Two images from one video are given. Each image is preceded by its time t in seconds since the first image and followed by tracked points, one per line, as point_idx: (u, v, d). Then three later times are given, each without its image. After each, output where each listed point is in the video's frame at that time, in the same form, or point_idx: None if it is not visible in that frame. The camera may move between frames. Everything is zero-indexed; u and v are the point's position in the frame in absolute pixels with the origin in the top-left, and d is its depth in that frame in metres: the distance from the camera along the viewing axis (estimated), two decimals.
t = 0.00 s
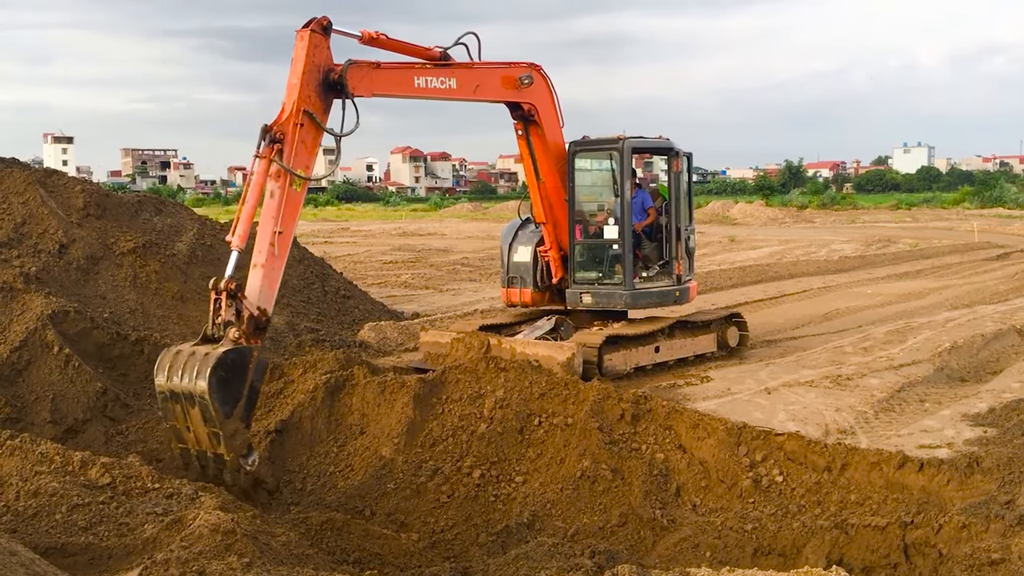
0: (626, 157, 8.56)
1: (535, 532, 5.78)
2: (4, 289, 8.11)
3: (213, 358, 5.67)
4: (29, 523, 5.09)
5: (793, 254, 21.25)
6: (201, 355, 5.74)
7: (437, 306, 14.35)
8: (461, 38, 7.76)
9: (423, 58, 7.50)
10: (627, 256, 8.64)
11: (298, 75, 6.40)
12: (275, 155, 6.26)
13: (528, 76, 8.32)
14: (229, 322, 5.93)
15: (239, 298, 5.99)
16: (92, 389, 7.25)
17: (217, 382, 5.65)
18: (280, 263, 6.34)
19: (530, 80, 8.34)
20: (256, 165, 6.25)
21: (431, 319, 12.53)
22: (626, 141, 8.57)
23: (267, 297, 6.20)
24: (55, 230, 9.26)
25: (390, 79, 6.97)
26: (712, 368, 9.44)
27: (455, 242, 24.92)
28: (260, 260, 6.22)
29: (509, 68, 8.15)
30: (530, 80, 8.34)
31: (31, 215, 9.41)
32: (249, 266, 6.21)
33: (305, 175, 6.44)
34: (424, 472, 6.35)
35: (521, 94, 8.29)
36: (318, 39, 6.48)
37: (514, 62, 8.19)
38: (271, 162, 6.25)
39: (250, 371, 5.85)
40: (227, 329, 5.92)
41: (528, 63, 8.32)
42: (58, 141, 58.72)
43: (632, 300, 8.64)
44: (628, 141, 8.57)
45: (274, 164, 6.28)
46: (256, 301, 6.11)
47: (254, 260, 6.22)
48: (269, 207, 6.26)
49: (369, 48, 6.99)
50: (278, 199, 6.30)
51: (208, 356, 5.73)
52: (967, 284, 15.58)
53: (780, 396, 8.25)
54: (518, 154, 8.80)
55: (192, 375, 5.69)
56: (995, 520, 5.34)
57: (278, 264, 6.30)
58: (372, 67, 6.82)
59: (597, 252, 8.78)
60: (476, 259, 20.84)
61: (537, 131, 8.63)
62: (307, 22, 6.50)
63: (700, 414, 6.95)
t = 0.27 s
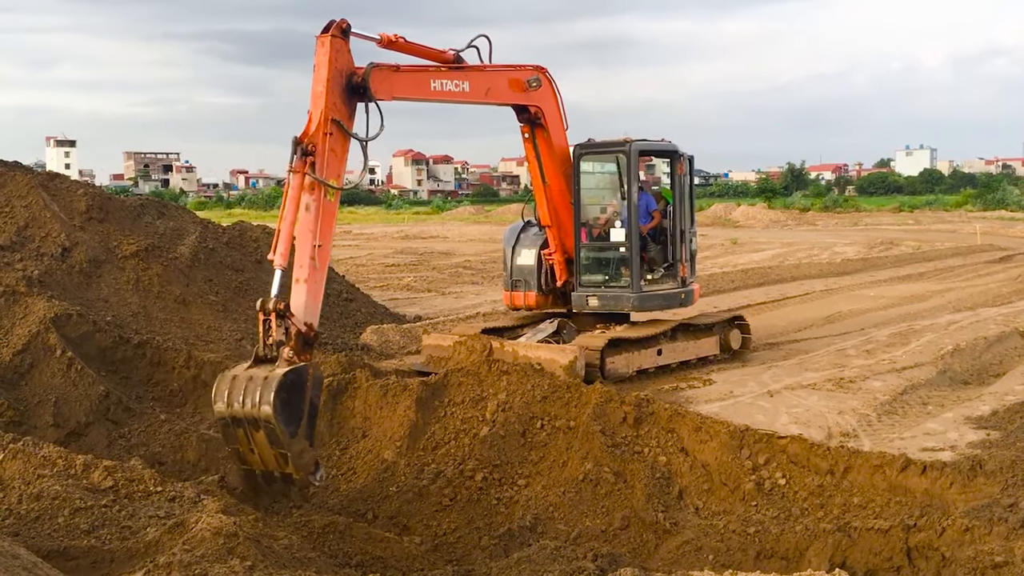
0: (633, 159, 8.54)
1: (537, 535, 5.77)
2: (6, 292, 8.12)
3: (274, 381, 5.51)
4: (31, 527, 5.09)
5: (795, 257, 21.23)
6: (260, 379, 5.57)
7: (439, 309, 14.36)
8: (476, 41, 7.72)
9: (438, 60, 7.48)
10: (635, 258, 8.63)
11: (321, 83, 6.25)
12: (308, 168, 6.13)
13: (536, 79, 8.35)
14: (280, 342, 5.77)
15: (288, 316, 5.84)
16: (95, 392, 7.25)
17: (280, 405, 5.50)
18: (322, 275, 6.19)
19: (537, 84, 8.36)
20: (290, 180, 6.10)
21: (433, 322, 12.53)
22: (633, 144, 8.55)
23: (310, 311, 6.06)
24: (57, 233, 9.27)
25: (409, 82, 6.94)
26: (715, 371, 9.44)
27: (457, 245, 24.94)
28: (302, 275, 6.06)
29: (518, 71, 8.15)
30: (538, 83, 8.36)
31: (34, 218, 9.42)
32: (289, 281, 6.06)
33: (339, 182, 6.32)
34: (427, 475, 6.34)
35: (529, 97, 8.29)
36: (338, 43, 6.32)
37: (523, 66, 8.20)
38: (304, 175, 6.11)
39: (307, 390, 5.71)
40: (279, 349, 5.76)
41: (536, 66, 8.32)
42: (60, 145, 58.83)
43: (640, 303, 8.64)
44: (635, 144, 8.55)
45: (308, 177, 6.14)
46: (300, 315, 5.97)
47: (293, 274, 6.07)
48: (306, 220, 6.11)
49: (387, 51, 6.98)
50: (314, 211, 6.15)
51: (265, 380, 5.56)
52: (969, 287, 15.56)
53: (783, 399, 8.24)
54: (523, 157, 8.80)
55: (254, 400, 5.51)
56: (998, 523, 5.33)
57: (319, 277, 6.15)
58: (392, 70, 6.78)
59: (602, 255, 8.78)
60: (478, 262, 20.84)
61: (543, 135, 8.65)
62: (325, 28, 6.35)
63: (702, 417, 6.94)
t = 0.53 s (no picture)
0: (640, 161, 8.54)
1: (539, 538, 5.75)
2: (8, 295, 8.12)
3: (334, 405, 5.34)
4: (33, 530, 5.09)
5: (796, 260, 21.23)
6: (319, 402, 5.40)
7: (441, 312, 14.36)
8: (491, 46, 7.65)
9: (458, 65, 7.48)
10: (644, 261, 8.64)
11: (356, 94, 6.09)
12: (349, 183, 6.00)
13: (545, 83, 8.35)
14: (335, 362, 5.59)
15: (342, 335, 5.64)
16: (96, 395, 7.26)
17: (339, 428, 5.35)
18: (366, 289, 6.03)
19: (547, 87, 8.36)
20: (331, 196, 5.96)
21: (434, 324, 12.54)
22: (642, 146, 8.57)
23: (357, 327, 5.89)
24: (59, 236, 9.29)
25: (433, 88, 6.91)
26: (717, 373, 9.44)
27: (458, 248, 24.94)
28: (349, 291, 5.89)
29: (528, 75, 8.12)
30: (547, 87, 8.36)
31: (35, 221, 9.44)
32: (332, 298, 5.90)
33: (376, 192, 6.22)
34: (428, 478, 6.34)
35: (539, 101, 8.29)
36: (369, 51, 6.14)
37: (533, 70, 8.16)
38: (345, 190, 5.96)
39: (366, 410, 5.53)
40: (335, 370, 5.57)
41: (545, 70, 8.29)
42: (62, 147, 58.93)
43: (648, 305, 8.70)
44: (642, 147, 8.57)
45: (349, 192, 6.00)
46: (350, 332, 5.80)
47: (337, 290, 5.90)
48: (347, 234, 5.95)
49: (411, 57, 6.97)
50: (356, 225, 5.98)
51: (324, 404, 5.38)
52: (971, 289, 15.55)
53: (785, 402, 8.24)
54: (530, 160, 8.77)
55: (314, 424, 5.37)
56: (1000, 525, 5.33)
57: (365, 291, 5.98)
58: (418, 76, 6.74)
59: (609, 257, 8.78)
60: (479, 265, 20.85)
61: (551, 138, 8.62)
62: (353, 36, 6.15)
63: (704, 419, 6.94)
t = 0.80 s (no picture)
0: (645, 163, 8.62)
1: (539, 539, 5.76)
2: (8, 296, 8.13)
3: (391, 438, 5.20)
4: (33, 531, 5.09)
5: (796, 261, 21.22)
6: (374, 435, 5.25)
7: (441, 313, 14.37)
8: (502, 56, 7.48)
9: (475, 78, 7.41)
10: (648, 262, 8.68)
11: (386, 118, 5.90)
12: (385, 212, 5.81)
13: (551, 88, 8.18)
14: (383, 393, 5.42)
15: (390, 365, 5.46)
16: (96, 396, 7.26)
17: (397, 462, 5.21)
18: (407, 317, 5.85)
19: (552, 93, 8.20)
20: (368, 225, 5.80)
21: (434, 326, 12.54)
22: (647, 149, 8.64)
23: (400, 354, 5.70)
24: (59, 238, 9.29)
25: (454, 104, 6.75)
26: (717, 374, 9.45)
27: (458, 250, 24.95)
28: (389, 319, 5.71)
29: (534, 81, 7.93)
30: (553, 93, 8.19)
31: (35, 223, 9.44)
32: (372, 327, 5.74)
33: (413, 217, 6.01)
34: (428, 480, 6.37)
35: (544, 106, 8.12)
36: (397, 72, 5.96)
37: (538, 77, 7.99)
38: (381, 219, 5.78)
39: (417, 438, 5.40)
40: (385, 401, 5.40)
41: (549, 74, 8.13)
42: (63, 148, 58.97)
43: (653, 307, 8.71)
44: (647, 149, 8.63)
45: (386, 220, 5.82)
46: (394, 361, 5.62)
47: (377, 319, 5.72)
48: (385, 262, 5.76)
49: (434, 73, 6.96)
50: (394, 252, 5.80)
51: (378, 439, 5.24)
52: (971, 291, 15.55)
53: (785, 403, 8.24)
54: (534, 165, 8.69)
55: (371, 459, 5.22)
56: (1000, 527, 5.33)
57: (406, 318, 5.79)
58: (441, 93, 6.60)
59: (613, 259, 8.79)
60: (479, 266, 20.85)
61: (555, 142, 8.52)
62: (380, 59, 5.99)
63: (703, 421, 6.95)
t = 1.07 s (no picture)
0: (649, 164, 8.62)
1: (537, 540, 5.76)
2: (5, 296, 8.12)
3: (430, 461, 5.04)
4: (30, 531, 5.09)
5: (794, 262, 21.23)
6: (410, 458, 5.08)
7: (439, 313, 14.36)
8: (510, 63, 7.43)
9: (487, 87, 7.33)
10: (651, 263, 8.68)
11: (413, 134, 5.63)
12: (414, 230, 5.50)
13: (554, 92, 8.25)
14: (417, 415, 5.24)
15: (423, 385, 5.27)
16: (94, 397, 7.25)
17: (435, 484, 5.07)
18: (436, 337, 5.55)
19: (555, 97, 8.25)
20: (398, 245, 5.47)
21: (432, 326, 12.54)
22: (649, 149, 8.62)
23: (429, 375, 5.42)
24: (56, 238, 9.28)
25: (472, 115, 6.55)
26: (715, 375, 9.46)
27: (457, 250, 24.95)
28: (419, 337, 5.40)
29: (537, 85, 7.95)
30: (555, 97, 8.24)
31: (33, 223, 9.43)
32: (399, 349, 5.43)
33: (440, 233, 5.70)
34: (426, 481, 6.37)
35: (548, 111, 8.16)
36: (422, 88, 5.71)
37: (542, 80, 8.02)
38: (412, 237, 5.48)
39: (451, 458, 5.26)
40: (419, 423, 5.22)
41: (551, 79, 8.16)
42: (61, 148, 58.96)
43: (656, 306, 8.72)
44: (650, 149, 8.64)
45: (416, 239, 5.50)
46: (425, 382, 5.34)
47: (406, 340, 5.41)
48: (414, 281, 5.46)
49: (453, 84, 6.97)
50: (424, 270, 5.49)
51: (415, 461, 5.08)
52: (969, 291, 15.55)
53: (783, 404, 8.25)
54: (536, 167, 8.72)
55: (408, 482, 5.06)
56: (998, 528, 5.33)
57: (435, 338, 5.50)
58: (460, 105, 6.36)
59: (615, 259, 8.78)
60: (477, 267, 20.85)
61: (557, 146, 8.55)
62: (404, 75, 5.73)
63: (702, 421, 6.94)
